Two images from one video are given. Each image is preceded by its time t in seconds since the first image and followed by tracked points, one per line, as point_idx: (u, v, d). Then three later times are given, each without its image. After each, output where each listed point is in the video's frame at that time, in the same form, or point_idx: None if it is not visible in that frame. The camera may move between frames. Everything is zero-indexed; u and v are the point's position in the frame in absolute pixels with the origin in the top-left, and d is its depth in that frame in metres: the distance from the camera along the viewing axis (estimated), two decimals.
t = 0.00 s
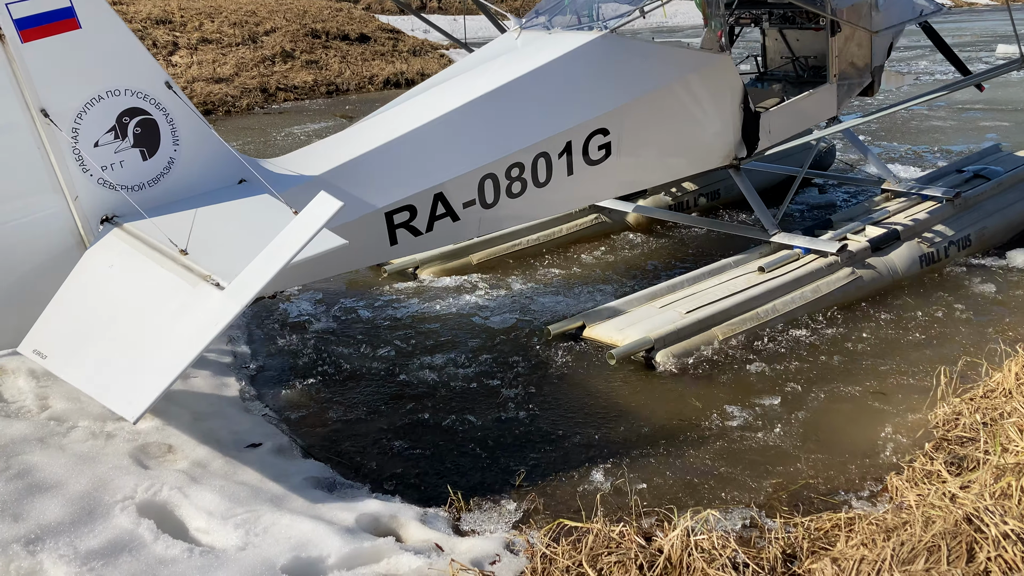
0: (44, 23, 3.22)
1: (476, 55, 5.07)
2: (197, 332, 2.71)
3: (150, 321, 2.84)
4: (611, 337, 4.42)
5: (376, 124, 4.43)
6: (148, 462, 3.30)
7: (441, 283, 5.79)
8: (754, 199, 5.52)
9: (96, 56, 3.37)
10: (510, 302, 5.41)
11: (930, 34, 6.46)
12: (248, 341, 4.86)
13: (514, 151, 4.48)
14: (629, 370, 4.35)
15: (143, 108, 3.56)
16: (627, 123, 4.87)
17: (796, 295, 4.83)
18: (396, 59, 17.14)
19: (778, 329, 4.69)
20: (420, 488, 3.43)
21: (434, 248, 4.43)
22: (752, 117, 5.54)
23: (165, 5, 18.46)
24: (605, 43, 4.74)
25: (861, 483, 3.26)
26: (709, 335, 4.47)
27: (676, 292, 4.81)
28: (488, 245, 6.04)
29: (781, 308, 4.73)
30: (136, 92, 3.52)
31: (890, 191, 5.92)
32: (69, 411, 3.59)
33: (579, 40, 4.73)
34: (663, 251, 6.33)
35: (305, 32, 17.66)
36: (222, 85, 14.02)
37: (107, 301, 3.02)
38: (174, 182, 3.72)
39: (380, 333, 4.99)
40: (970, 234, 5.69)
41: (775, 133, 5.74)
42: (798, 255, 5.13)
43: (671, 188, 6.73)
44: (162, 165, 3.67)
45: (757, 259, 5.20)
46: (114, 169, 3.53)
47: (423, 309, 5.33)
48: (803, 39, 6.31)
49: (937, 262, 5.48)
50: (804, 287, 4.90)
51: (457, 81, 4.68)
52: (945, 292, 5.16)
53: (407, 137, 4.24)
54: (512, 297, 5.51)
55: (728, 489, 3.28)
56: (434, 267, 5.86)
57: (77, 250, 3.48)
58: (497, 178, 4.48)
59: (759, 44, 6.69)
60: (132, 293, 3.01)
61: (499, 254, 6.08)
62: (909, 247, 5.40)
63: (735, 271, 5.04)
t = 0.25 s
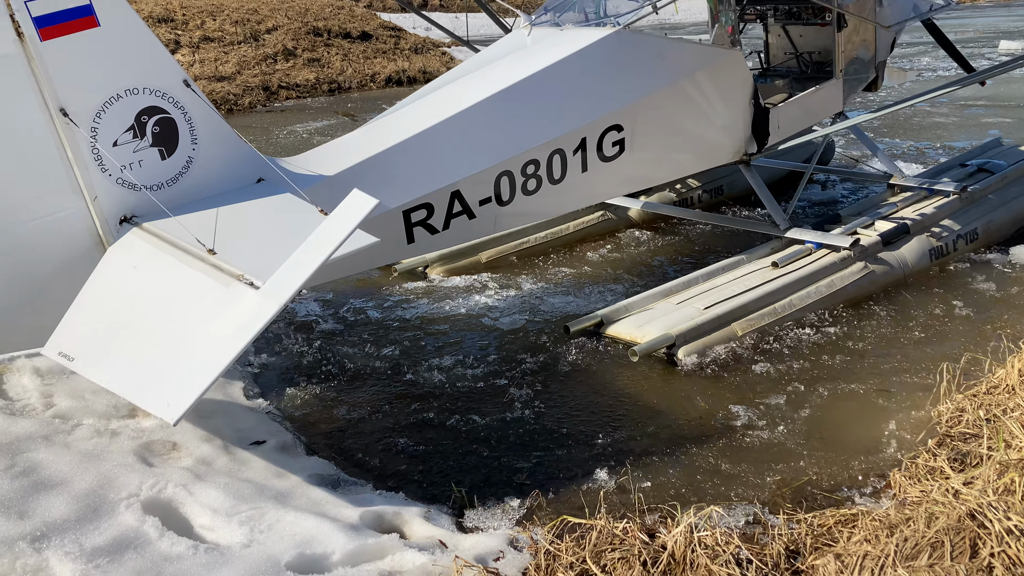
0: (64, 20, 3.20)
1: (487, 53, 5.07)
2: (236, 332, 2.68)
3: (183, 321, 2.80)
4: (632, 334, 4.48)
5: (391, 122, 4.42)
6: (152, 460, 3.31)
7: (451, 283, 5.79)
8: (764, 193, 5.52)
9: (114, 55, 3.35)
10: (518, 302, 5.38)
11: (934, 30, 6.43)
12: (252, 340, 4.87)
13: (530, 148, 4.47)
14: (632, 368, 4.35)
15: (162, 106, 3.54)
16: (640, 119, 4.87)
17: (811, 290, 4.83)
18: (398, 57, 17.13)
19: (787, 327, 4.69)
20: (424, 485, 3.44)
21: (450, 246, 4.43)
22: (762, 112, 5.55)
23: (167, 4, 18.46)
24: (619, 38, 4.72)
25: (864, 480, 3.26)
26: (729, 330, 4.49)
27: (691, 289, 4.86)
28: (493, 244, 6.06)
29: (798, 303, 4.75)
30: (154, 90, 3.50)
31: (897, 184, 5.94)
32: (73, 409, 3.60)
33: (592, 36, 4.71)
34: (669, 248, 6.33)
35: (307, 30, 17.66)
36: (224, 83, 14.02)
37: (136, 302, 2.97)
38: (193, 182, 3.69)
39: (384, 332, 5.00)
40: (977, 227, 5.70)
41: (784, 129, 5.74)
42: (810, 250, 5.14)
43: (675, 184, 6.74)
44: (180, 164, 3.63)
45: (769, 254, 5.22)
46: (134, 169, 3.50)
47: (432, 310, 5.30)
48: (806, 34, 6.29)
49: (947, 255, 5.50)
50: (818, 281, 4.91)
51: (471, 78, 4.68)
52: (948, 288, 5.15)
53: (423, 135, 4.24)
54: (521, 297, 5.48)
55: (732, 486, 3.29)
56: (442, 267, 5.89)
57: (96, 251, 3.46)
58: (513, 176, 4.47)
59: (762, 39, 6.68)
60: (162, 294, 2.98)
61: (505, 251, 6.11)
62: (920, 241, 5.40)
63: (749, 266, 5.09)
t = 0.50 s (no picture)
0: (86, 19, 3.18)
1: (498, 51, 5.07)
2: (270, 330, 2.56)
3: (216, 321, 2.70)
4: (652, 331, 4.49)
5: (407, 121, 4.43)
6: (155, 459, 3.32)
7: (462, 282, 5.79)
8: (775, 189, 5.54)
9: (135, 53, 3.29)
10: (527, 303, 5.36)
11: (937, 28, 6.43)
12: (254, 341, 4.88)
13: (546, 145, 4.47)
14: (634, 369, 4.36)
15: (183, 105, 3.47)
16: (654, 116, 4.87)
17: (825, 285, 4.86)
18: (399, 56, 17.12)
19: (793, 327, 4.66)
20: (426, 484, 3.45)
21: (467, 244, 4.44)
22: (772, 108, 5.55)
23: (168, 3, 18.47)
24: (633, 35, 4.72)
25: (866, 478, 3.27)
26: (748, 325, 4.51)
27: (706, 284, 4.88)
28: (503, 242, 6.08)
29: (814, 298, 4.78)
30: (174, 89, 3.42)
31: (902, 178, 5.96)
32: (76, 408, 3.61)
33: (607, 33, 4.70)
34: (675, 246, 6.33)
35: (308, 29, 17.65)
36: (225, 83, 14.03)
37: (165, 303, 2.90)
38: (214, 180, 3.62)
39: (387, 333, 5.01)
40: (983, 222, 5.70)
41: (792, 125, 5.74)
42: (823, 245, 5.16)
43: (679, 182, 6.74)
44: (200, 164, 3.57)
45: (782, 250, 5.24)
46: (155, 167, 3.45)
47: (440, 311, 5.30)
48: (810, 31, 6.28)
49: (956, 249, 5.51)
50: (832, 277, 4.94)
51: (485, 76, 4.67)
52: (950, 286, 5.15)
53: (439, 133, 4.24)
54: (530, 297, 5.46)
55: (734, 485, 3.29)
56: (452, 267, 5.92)
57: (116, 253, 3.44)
58: (529, 173, 4.47)
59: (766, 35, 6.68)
60: (192, 293, 2.89)
61: (515, 248, 6.12)
62: (930, 235, 5.41)
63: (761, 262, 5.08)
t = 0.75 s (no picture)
0: (108, 18, 3.19)
1: (508, 51, 5.10)
2: (311, 330, 2.55)
3: (254, 322, 2.69)
4: (674, 328, 4.51)
5: (424, 121, 4.44)
6: (155, 459, 3.33)
7: (473, 283, 5.80)
8: (786, 185, 5.53)
9: (158, 52, 3.33)
10: (534, 306, 5.33)
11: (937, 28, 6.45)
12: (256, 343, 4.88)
13: (563, 144, 4.48)
14: (636, 370, 4.36)
15: (205, 105, 3.52)
16: (669, 114, 4.89)
17: (841, 282, 4.89)
18: (399, 56, 17.13)
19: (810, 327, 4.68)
20: (427, 484, 3.45)
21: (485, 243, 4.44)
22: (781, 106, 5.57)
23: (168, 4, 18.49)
24: (647, 33, 4.73)
25: (867, 478, 3.27)
26: (768, 322, 4.56)
27: (723, 281, 4.93)
28: (513, 241, 6.11)
29: (831, 295, 4.81)
30: (196, 88, 3.47)
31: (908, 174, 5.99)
32: (76, 409, 3.62)
33: (621, 31, 4.71)
34: (677, 246, 6.33)
35: (309, 30, 17.67)
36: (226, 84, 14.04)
37: (199, 303, 2.88)
38: (235, 181, 3.67)
39: (389, 334, 5.01)
40: (990, 217, 5.71)
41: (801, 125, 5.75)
42: (835, 241, 5.19)
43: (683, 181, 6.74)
44: (222, 164, 3.61)
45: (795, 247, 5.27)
46: (178, 168, 3.48)
47: (445, 311, 5.31)
48: (813, 29, 6.23)
49: (964, 245, 5.52)
50: (848, 274, 4.96)
51: (499, 75, 4.69)
52: (952, 285, 5.15)
53: (456, 134, 4.26)
54: (539, 301, 5.42)
55: (735, 485, 3.29)
56: (465, 267, 5.91)
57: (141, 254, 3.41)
58: (547, 171, 4.47)
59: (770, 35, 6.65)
60: (225, 294, 2.88)
61: (526, 247, 6.14)
62: (939, 231, 5.43)
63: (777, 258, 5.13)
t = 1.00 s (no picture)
0: (127, 19, 3.19)
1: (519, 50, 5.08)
2: (348, 330, 2.52)
3: (286, 323, 2.67)
4: (690, 326, 4.52)
5: (439, 120, 4.44)
6: (157, 460, 3.33)
7: (483, 283, 5.81)
8: (795, 183, 5.52)
9: (177, 53, 3.31)
10: (541, 307, 5.33)
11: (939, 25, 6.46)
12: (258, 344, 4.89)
13: (577, 142, 4.48)
14: (639, 371, 4.36)
15: (223, 105, 3.49)
16: (681, 112, 4.89)
17: (854, 279, 4.88)
18: (400, 56, 17.13)
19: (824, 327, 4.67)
20: (428, 484, 3.45)
21: (499, 243, 4.45)
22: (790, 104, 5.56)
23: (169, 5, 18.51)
24: (661, 31, 4.73)
25: (869, 477, 3.27)
26: (785, 319, 4.56)
27: (739, 279, 4.95)
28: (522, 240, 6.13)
29: (845, 291, 4.80)
30: (215, 88, 3.44)
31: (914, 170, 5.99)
32: (78, 409, 3.63)
33: (633, 30, 4.70)
34: (680, 247, 6.32)
35: (310, 30, 17.68)
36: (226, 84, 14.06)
37: (228, 304, 2.86)
38: (254, 181, 3.63)
39: (391, 334, 5.01)
40: (997, 213, 5.71)
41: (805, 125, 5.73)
42: (846, 238, 5.18)
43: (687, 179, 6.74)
44: (241, 165, 3.58)
45: (807, 246, 5.28)
46: (199, 169, 3.45)
47: (451, 312, 5.32)
48: (817, 27, 6.25)
49: (972, 241, 5.52)
50: (860, 271, 4.95)
51: (514, 74, 4.68)
52: (954, 284, 5.14)
53: (473, 133, 4.25)
54: (545, 302, 5.43)
55: (736, 484, 3.29)
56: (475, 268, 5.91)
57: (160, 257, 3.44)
58: (562, 170, 4.48)
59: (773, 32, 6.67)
60: (254, 295, 2.86)
61: (534, 247, 6.18)
62: (949, 227, 5.42)
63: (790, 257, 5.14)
